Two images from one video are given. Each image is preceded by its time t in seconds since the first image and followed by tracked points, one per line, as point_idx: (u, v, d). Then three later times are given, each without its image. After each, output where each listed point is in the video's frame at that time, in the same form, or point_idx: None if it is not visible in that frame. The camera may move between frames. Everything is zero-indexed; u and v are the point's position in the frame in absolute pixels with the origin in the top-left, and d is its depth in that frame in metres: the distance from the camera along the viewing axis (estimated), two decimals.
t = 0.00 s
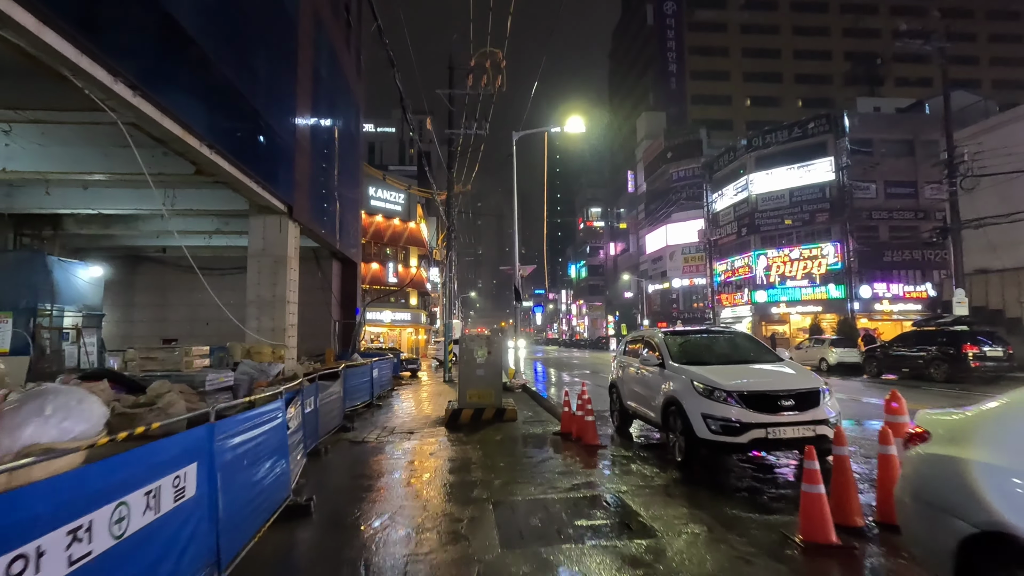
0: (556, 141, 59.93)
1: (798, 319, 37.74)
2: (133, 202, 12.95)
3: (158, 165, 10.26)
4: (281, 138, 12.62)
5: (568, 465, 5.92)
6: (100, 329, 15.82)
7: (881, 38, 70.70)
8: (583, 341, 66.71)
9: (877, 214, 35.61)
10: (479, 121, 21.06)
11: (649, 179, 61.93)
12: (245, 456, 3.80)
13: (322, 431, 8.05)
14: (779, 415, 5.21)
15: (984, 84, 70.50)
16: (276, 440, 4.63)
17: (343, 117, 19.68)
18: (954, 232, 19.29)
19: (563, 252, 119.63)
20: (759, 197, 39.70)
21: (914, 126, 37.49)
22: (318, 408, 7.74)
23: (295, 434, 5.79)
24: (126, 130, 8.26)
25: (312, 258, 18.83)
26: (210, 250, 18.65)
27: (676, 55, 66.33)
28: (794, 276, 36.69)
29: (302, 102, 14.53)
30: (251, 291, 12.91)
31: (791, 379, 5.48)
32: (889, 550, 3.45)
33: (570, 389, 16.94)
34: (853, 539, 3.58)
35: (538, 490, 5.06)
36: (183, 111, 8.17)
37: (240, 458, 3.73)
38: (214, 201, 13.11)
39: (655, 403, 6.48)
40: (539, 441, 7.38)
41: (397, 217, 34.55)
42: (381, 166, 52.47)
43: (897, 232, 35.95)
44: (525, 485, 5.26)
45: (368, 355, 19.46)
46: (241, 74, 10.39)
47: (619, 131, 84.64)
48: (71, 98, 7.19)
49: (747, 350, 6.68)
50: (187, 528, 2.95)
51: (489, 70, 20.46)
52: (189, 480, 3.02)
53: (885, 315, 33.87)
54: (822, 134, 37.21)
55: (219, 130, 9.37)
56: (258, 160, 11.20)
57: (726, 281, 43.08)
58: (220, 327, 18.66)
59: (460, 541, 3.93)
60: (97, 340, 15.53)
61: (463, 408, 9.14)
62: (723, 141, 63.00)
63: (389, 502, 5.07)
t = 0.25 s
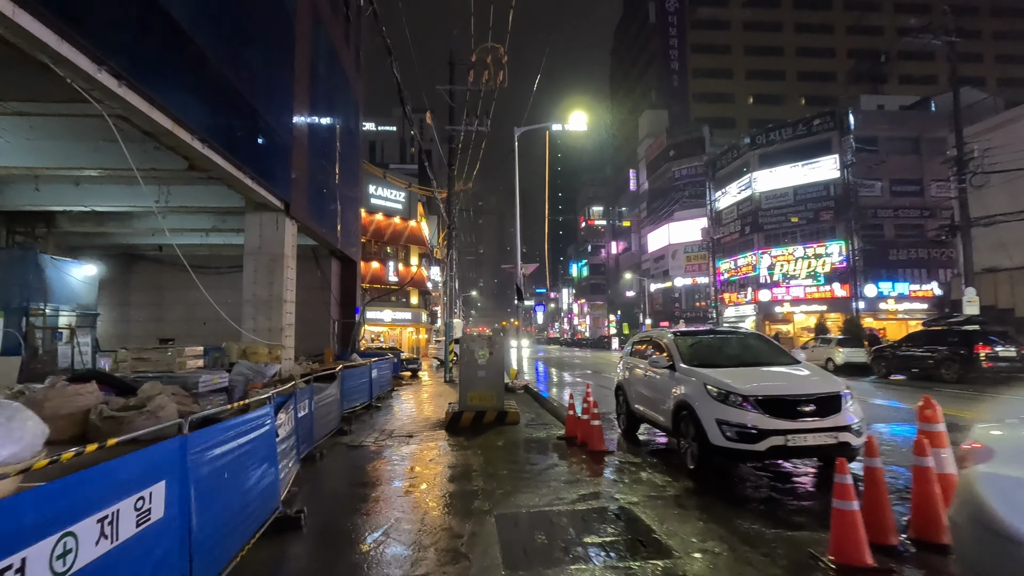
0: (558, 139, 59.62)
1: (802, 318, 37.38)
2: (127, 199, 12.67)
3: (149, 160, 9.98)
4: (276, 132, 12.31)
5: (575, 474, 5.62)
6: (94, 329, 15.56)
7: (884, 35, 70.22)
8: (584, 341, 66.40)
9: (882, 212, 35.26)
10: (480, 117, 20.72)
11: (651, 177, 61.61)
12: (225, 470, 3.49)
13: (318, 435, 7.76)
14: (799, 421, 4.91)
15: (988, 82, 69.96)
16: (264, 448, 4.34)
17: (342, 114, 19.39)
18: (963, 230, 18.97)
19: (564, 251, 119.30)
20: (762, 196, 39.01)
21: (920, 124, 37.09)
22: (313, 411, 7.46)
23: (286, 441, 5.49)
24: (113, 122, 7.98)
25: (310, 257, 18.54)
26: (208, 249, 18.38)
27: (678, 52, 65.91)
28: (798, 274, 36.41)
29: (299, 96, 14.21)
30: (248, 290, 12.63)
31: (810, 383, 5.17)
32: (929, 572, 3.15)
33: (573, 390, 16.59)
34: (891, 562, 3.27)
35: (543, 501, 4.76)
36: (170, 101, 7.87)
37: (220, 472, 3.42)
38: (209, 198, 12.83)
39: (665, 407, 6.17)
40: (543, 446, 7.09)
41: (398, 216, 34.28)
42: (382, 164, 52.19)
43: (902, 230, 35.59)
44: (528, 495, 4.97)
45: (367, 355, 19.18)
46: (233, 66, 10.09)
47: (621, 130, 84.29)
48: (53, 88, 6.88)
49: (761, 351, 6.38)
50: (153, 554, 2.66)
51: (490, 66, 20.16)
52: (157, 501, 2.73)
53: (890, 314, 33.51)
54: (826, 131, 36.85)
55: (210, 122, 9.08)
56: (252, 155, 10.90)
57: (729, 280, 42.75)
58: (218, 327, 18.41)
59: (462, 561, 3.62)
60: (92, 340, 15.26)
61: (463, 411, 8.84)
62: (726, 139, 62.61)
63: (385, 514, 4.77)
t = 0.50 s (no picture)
0: (561, 136, 59.23)
1: (807, 316, 37.09)
2: (121, 193, 12.41)
3: (141, 151, 9.68)
4: (272, 124, 12.02)
5: (581, 475, 5.33)
6: (89, 326, 15.27)
7: (889, 31, 69.59)
8: (586, 339, 66.07)
9: (888, 208, 34.86)
10: (482, 111, 20.37)
11: (654, 175, 61.19)
12: (202, 476, 3.19)
13: (313, 435, 7.46)
14: (822, 421, 4.60)
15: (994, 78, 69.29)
16: (249, 450, 4.04)
17: (342, 107, 19.07)
18: (974, 226, 18.61)
19: (566, 250, 118.93)
20: (766, 192, 38.84)
21: (926, 119, 36.66)
22: (308, 411, 7.16)
23: (276, 442, 5.18)
24: (100, 110, 7.67)
25: (310, 253, 18.25)
26: (206, 246, 18.13)
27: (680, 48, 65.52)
28: (802, 272, 35.91)
29: (296, 88, 13.87)
30: (244, 286, 12.34)
31: (833, 380, 4.87)
32: None
33: (578, 388, 16.26)
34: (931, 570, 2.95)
35: (549, 507, 4.44)
36: (159, 87, 7.54)
37: (194, 479, 3.12)
38: (204, 191, 12.54)
39: (678, 406, 5.87)
40: (547, 447, 6.78)
41: (399, 213, 34.00)
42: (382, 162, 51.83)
43: (908, 227, 35.22)
44: (533, 499, 4.68)
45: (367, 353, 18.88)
46: (227, 52, 9.75)
47: (624, 127, 83.83)
48: (34, 71, 6.56)
49: (777, 347, 6.08)
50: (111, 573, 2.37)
51: (492, 59, 19.83)
52: (114, 516, 2.43)
53: (896, 312, 33.01)
54: (832, 127, 36.45)
55: (202, 110, 8.74)
56: (247, 147, 10.59)
57: (733, 278, 42.34)
58: (216, 324, 18.16)
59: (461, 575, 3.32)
60: (86, 337, 14.97)
61: (465, 410, 8.53)
62: (729, 136, 62.11)
63: (380, 520, 4.47)
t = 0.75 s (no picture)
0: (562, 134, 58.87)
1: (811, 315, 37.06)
2: (114, 189, 12.13)
3: (131, 146, 9.39)
4: (268, 120, 11.72)
5: (588, 486, 5.03)
6: (83, 326, 14.98)
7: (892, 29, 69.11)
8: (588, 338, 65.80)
9: (894, 207, 34.50)
10: (483, 108, 20.05)
11: (656, 173, 60.80)
12: (174, 495, 2.92)
13: (307, 440, 7.16)
14: (847, 430, 4.31)
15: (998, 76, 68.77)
16: (232, 462, 3.75)
17: (341, 103, 18.75)
18: (983, 224, 18.30)
19: (567, 248, 118.61)
20: (770, 190, 38.52)
21: (932, 117, 36.29)
22: (302, 414, 6.88)
23: (265, 450, 4.91)
24: (85, 101, 7.37)
25: (308, 251, 17.97)
26: (203, 245, 17.86)
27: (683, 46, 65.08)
28: (807, 270, 35.43)
29: (293, 82, 13.54)
30: (240, 285, 12.04)
31: (857, 386, 4.57)
32: None
33: (582, 389, 15.96)
34: None
35: (556, 522, 4.14)
36: (146, 78, 7.22)
37: (165, 498, 2.84)
38: (199, 188, 12.25)
39: (690, 412, 5.56)
40: (551, 453, 6.47)
41: (399, 211, 33.73)
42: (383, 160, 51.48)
43: (913, 225, 34.92)
44: (538, 513, 4.39)
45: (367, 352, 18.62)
46: (220, 44, 9.43)
47: (626, 125, 83.41)
48: (14, 59, 6.26)
49: (794, 350, 5.77)
50: None
51: (493, 54, 19.51)
52: (58, 547, 2.14)
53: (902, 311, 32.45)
54: (836, 125, 36.06)
55: (193, 103, 8.42)
56: (242, 142, 10.28)
57: (736, 277, 41.99)
58: (213, 324, 17.91)
59: None
60: (80, 337, 14.70)
61: (465, 413, 8.23)
62: (732, 134, 61.71)
63: (375, 536, 4.17)
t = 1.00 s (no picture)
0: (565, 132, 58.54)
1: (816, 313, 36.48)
2: (107, 183, 11.86)
3: (121, 135, 9.10)
4: (264, 110, 11.40)
5: (597, 490, 4.73)
6: (77, 323, 14.72)
7: (897, 25, 68.53)
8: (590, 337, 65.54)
9: (900, 203, 34.12)
10: (485, 101, 19.69)
11: (659, 170, 60.43)
12: (136, 505, 2.63)
13: (300, 440, 6.87)
14: (877, 432, 4.00)
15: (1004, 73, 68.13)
16: (211, 465, 3.45)
17: (340, 97, 18.45)
18: (995, 220, 17.92)
19: (569, 246, 118.32)
20: (774, 187, 38.18)
21: (939, 113, 35.85)
22: (295, 414, 6.57)
23: (253, 450, 4.60)
24: (69, 86, 7.07)
25: (307, 247, 17.68)
26: (200, 241, 17.60)
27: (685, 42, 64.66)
28: (811, 268, 35.23)
29: (290, 72, 13.19)
30: (235, 281, 11.76)
31: (886, 383, 4.27)
32: None
33: (588, 388, 15.60)
34: None
35: (563, 530, 3.84)
36: (132, 61, 6.91)
37: (123, 509, 2.54)
38: (194, 181, 11.97)
39: (702, 411, 5.25)
40: (555, 455, 6.16)
41: (400, 208, 33.48)
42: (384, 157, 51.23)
43: (920, 222, 34.52)
44: (544, 519, 4.08)
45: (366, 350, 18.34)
46: (212, 29, 9.12)
47: (628, 123, 83.02)
48: None
49: (813, 346, 5.45)
50: None
51: (495, 47, 19.18)
52: None
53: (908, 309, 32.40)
54: (841, 120, 35.67)
55: (183, 89, 8.09)
56: (236, 132, 9.96)
57: (740, 274, 41.65)
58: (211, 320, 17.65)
59: None
60: (74, 334, 14.44)
61: (466, 413, 7.93)
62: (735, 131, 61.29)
63: (371, 546, 3.84)
